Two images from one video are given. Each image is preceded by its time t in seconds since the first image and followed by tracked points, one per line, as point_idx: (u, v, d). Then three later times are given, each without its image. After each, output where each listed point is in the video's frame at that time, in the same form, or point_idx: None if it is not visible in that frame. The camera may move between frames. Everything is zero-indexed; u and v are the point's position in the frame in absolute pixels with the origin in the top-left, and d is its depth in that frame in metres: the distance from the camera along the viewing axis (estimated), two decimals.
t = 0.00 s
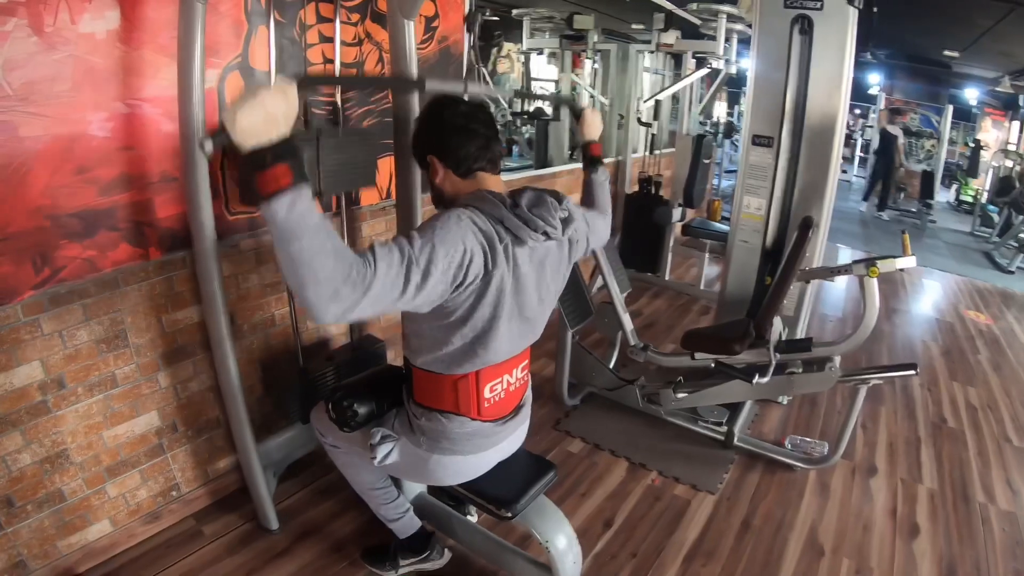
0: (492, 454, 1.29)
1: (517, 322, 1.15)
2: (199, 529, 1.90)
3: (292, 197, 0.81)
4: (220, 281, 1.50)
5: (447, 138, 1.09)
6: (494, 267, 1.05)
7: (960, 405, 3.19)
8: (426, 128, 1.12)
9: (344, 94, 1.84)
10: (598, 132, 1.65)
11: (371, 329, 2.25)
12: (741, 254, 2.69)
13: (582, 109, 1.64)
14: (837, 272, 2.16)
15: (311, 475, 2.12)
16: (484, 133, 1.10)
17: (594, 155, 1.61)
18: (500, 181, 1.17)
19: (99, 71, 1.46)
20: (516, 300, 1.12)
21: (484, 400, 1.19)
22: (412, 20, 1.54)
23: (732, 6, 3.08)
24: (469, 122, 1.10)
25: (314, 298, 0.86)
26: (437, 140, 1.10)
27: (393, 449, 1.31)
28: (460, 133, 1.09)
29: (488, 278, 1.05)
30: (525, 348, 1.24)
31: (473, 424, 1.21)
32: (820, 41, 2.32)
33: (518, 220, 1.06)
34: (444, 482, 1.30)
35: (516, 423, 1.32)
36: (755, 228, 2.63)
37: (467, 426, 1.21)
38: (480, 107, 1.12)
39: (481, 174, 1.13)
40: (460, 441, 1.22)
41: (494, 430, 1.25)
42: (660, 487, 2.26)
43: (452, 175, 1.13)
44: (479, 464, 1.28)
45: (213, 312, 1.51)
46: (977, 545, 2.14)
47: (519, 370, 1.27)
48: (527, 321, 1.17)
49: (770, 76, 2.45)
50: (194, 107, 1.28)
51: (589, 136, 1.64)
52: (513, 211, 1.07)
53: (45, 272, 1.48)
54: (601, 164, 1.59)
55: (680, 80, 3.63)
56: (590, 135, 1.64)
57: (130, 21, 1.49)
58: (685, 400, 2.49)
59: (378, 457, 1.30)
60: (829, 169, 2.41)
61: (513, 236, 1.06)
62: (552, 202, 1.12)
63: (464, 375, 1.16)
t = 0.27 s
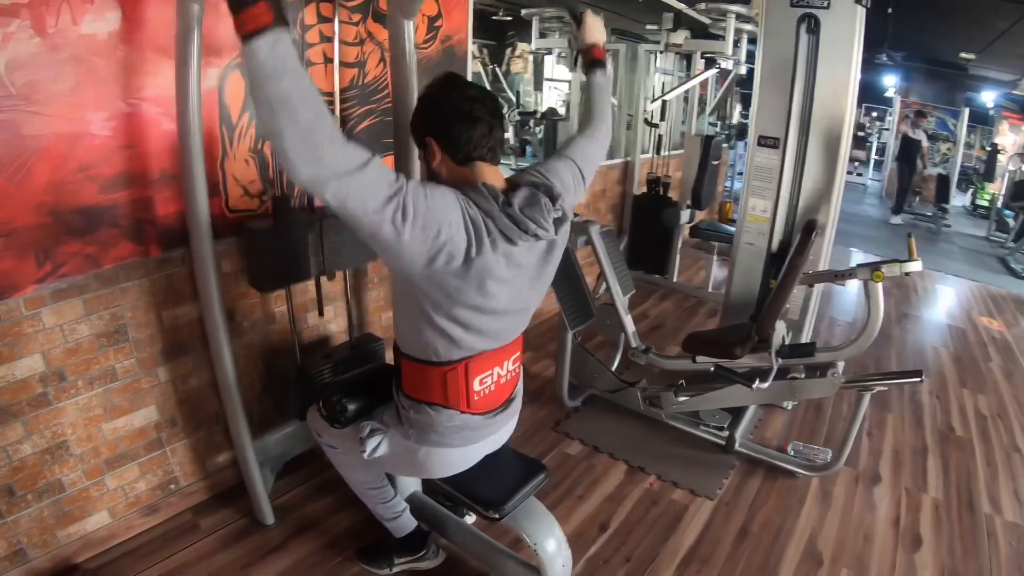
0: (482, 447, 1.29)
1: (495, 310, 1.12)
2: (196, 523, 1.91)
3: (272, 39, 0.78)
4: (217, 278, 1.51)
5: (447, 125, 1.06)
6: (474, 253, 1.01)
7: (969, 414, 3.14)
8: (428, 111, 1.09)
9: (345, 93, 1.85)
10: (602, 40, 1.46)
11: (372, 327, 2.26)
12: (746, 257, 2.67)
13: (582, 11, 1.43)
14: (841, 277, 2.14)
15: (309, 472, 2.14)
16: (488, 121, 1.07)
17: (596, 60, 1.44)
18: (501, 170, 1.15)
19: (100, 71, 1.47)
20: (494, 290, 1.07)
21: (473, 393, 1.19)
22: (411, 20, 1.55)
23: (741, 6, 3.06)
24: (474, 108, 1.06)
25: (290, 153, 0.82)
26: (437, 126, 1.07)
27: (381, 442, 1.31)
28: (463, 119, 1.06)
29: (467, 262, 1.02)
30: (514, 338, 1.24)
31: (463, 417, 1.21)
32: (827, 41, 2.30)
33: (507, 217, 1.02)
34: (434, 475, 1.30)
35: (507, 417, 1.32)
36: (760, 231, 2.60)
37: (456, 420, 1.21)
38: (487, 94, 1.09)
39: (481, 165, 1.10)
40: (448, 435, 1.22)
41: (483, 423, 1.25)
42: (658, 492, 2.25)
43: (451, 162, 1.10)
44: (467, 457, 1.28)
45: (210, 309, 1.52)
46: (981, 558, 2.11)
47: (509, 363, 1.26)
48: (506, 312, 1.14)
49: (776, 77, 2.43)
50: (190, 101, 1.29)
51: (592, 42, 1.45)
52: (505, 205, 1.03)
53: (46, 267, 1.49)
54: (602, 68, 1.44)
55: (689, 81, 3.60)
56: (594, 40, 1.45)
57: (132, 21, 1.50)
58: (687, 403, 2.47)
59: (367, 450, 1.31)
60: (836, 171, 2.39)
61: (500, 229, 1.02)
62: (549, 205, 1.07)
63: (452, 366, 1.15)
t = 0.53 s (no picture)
0: (470, 436, 1.30)
1: (464, 289, 1.10)
2: (194, 515, 1.93)
3: None
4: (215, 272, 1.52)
5: (427, 111, 1.07)
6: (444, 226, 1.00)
7: (974, 421, 3.12)
8: (407, 98, 1.10)
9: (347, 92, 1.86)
10: None
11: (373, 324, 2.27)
12: (749, 260, 2.66)
13: None
14: (842, 281, 2.12)
15: (308, 467, 2.15)
16: (467, 107, 1.08)
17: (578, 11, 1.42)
18: (481, 157, 1.16)
19: (103, 68, 1.49)
20: (464, 265, 1.06)
21: (459, 379, 1.19)
22: (412, 20, 1.56)
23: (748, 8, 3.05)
24: (452, 94, 1.07)
25: (289, 77, 0.90)
26: (418, 113, 1.08)
27: (371, 432, 1.32)
28: (442, 106, 1.06)
29: (437, 232, 1.00)
30: (501, 324, 1.24)
31: (449, 406, 1.22)
32: (831, 43, 2.29)
33: (480, 200, 1.03)
34: (422, 465, 1.30)
35: (495, 406, 1.32)
36: (764, 234, 2.59)
37: (443, 409, 1.21)
38: (468, 81, 1.10)
39: (461, 152, 1.11)
40: (435, 424, 1.23)
41: (470, 411, 1.25)
42: (655, 494, 2.24)
43: (431, 150, 1.11)
44: (455, 447, 1.29)
45: (208, 305, 1.54)
46: (982, 568, 2.09)
47: (496, 351, 1.27)
48: (479, 292, 1.12)
49: (780, 80, 2.42)
50: (189, 97, 1.30)
51: None
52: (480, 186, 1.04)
53: (49, 261, 1.51)
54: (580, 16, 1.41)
55: (696, 82, 3.59)
56: None
57: (136, 20, 1.51)
58: (686, 406, 2.46)
59: (356, 441, 1.31)
60: (839, 174, 2.38)
61: (473, 207, 1.02)
62: (524, 190, 1.07)
63: (436, 353, 1.16)
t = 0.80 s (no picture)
0: (469, 441, 1.30)
1: (463, 304, 1.11)
2: (197, 511, 1.95)
3: (256, 9, 0.84)
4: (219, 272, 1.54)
5: (429, 119, 1.07)
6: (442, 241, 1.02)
7: (982, 428, 3.09)
8: (410, 106, 1.10)
9: (351, 94, 1.89)
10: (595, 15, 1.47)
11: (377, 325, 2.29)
12: (754, 264, 2.64)
13: None
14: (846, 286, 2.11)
15: (311, 466, 2.17)
16: (469, 115, 1.08)
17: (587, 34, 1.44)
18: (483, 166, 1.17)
19: (111, 71, 1.51)
20: (463, 281, 1.08)
21: (458, 387, 1.20)
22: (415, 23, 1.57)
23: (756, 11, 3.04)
24: (456, 103, 1.08)
25: (270, 116, 0.87)
26: (420, 121, 1.08)
27: (371, 434, 1.33)
28: (444, 114, 1.07)
29: (435, 249, 1.03)
30: (502, 332, 1.25)
31: (448, 411, 1.22)
32: (837, 46, 2.28)
33: (478, 214, 1.04)
34: (421, 468, 1.31)
35: (495, 412, 1.33)
36: (769, 237, 2.57)
37: (442, 414, 1.22)
38: (470, 89, 1.10)
39: (462, 159, 1.11)
40: (433, 428, 1.23)
41: (469, 417, 1.26)
42: (656, 498, 2.24)
43: (433, 156, 1.12)
44: (454, 451, 1.29)
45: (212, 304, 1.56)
46: None
47: (497, 358, 1.27)
48: (478, 306, 1.14)
49: (785, 82, 2.41)
50: (194, 99, 1.32)
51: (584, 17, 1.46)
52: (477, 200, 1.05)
53: (56, 259, 1.53)
54: (590, 41, 1.42)
55: (704, 85, 3.58)
56: (586, 17, 1.46)
57: (143, 23, 1.54)
58: (689, 410, 2.46)
59: (356, 442, 1.32)
60: (845, 178, 2.38)
61: (470, 223, 1.04)
62: (522, 204, 1.08)
63: (436, 360, 1.17)
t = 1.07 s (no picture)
0: (478, 452, 1.29)
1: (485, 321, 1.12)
2: (207, 512, 1.96)
3: (256, 93, 0.80)
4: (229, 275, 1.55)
5: (437, 129, 1.07)
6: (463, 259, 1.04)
7: (998, 434, 3.04)
8: (420, 119, 1.10)
9: (362, 97, 1.90)
10: (609, 74, 1.54)
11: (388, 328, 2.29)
12: (767, 267, 2.62)
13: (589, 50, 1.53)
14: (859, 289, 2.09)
15: (321, 468, 2.17)
16: (478, 126, 1.08)
17: (602, 96, 1.51)
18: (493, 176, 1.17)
19: (123, 75, 1.52)
20: (485, 298, 1.09)
21: (468, 398, 1.19)
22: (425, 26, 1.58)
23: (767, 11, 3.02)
24: (464, 114, 1.07)
25: (267, 202, 0.83)
26: (429, 132, 1.08)
27: (379, 442, 1.33)
28: (452, 125, 1.07)
29: (456, 269, 1.05)
30: (512, 344, 1.24)
31: (456, 420, 1.22)
32: (850, 47, 2.26)
33: (496, 226, 1.05)
34: (429, 477, 1.31)
35: (504, 422, 1.32)
36: (782, 240, 2.55)
37: (450, 424, 1.22)
38: (478, 99, 1.10)
39: (472, 169, 1.11)
40: (442, 438, 1.23)
41: (478, 428, 1.25)
42: (665, 504, 2.22)
43: (443, 167, 1.12)
44: (464, 461, 1.29)
45: (222, 307, 1.57)
46: None
47: (506, 369, 1.27)
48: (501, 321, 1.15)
49: (797, 84, 2.39)
50: (206, 106, 1.32)
51: (599, 77, 1.53)
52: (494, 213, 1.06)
53: (69, 261, 1.55)
54: (607, 105, 1.50)
55: (716, 87, 3.56)
56: (601, 75, 1.52)
57: (154, 28, 1.55)
58: (700, 415, 2.44)
59: (365, 449, 1.32)
60: (859, 181, 2.35)
61: (488, 238, 1.05)
62: (537, 214, 1.09)
63: (446, 371, 1.17)
